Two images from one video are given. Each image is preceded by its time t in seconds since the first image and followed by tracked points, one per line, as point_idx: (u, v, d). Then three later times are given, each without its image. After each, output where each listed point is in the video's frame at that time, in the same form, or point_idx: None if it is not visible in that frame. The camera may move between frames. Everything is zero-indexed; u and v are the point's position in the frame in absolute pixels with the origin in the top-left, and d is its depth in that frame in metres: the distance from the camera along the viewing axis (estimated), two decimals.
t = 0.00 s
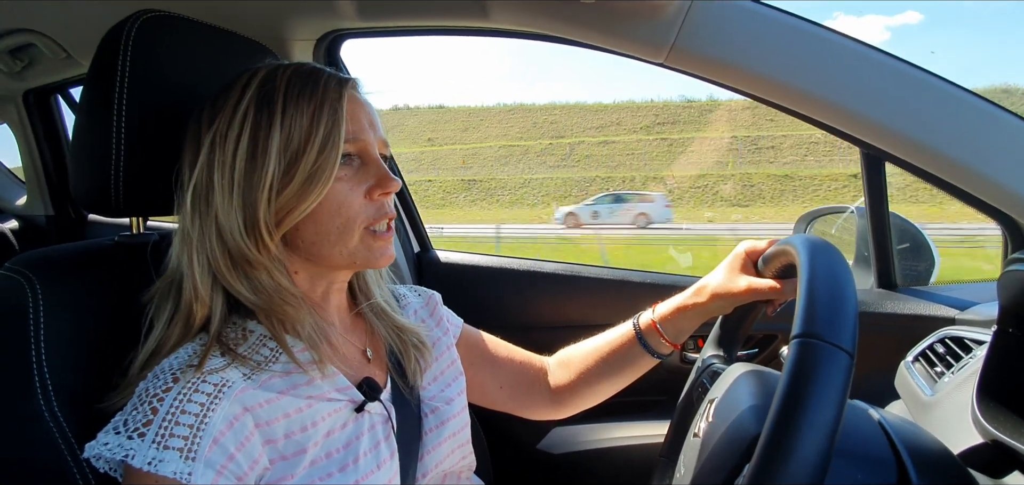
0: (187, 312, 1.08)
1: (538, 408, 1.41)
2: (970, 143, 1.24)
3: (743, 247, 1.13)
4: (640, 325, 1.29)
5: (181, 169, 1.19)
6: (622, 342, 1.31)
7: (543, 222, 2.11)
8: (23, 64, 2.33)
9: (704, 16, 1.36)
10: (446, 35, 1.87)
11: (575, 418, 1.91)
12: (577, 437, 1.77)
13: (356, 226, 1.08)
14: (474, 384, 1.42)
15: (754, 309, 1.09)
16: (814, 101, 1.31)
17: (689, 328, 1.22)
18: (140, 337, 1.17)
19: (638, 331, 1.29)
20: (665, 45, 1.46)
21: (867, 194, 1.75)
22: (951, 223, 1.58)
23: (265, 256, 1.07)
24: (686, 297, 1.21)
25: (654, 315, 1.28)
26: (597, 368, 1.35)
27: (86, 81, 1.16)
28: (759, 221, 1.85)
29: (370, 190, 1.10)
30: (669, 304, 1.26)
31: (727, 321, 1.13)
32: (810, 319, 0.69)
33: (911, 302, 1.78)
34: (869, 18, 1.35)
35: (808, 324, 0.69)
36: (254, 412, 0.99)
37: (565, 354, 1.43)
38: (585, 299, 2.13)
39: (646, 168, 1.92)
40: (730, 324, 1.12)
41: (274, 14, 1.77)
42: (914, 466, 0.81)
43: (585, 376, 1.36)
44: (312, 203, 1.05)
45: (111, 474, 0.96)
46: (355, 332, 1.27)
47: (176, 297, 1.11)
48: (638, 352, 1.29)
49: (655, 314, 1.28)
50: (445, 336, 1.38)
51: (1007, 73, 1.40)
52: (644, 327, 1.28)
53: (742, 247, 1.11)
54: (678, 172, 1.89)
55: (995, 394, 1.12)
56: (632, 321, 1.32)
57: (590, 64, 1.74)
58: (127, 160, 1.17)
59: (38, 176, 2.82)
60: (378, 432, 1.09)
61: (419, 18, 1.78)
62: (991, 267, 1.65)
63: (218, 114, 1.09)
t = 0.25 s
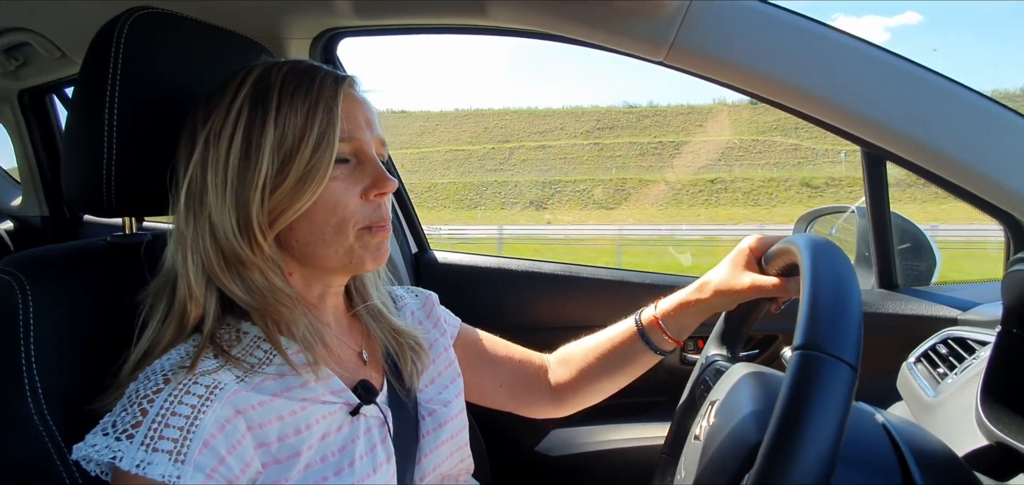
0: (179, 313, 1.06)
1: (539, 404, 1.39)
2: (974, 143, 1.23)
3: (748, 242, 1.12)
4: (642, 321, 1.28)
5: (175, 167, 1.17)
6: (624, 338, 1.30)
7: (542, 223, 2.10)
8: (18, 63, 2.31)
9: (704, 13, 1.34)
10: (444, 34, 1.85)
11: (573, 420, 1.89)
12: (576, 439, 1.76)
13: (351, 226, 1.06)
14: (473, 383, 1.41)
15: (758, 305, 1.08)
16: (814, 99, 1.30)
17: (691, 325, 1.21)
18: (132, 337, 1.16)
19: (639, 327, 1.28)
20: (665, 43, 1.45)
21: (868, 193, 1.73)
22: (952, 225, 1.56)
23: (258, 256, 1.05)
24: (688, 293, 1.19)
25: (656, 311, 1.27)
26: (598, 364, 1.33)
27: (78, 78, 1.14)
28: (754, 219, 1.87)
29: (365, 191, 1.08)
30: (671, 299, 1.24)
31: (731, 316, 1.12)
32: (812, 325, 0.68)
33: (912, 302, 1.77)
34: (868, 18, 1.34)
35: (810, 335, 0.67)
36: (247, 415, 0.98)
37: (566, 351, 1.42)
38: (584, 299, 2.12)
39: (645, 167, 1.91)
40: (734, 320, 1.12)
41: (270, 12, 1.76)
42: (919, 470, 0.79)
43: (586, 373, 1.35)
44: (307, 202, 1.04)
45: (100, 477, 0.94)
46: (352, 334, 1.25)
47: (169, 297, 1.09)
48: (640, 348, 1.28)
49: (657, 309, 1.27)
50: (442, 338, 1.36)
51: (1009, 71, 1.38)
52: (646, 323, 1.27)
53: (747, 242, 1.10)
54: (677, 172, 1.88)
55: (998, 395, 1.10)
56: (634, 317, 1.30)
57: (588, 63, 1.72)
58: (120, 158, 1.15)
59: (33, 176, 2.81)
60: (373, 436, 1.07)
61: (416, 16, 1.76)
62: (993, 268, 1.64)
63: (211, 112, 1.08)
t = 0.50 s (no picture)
0: (173, 314, 1.05)
1: (539, 403, 1.38)
2: (975, 141, 1.23)
3: (748, 241, 1.11)
4: (642, 320, 1.27)
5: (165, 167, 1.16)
6: (624, 337, 1.29)
7: (540, 222, 2.10)
8: (9, 61, 2.29)
9: (705, 11, 1.34)
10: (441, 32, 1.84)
11: (571, 420, 1.89)
12: (574, 438, 1.75)
13: (339, 233, 1.05)
14: (472, 383, 1.40)
15: (759, 304, 1.08)
16: (813, 98, 1.30)
17: (691, 325, 1.20)
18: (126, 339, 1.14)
19: (639, 326, 1.27)
20: (664, 41, 1.45)
21: (867, 192, 1.72)
22: (949, 224, 1.56)
23: (243, 263, 1.04)
24: (688, 292, 1.19)
25: (656, 310, 1.26)
26: (597, 364, 1.33)
27: (70, 76, 1.13)
28: (751, 218, 1.87)
29: (355, 197, 1.07)
30: (670, 299, 1.23)
31: (731, 316, 1.12)
32: (816, 327, 0.67)
33: (910, 302, 1.77)
34: (864, 18, 1.34)
35: (814, 335, 0.66)
36: (243, 417, 0.96)
37: (565, 350, 1.41)
38: (582, 298, 2.12)
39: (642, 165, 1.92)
40: (734, 319, 1.11)
41: (266, 9, 1.74)
42: (922, 471, 0.78)
43: (585, 372, 1.34)
44: (295, 207, 1.02)
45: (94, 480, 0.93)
46: (349, 333, 1.24)
47: (165, 296, 1.08)
48: (640, 347, 1.27)
49: (657, 309, 1.26)
50: (440, 338, 1.35)
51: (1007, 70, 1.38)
52: (645, 322, 1.26)
53: (748, 241, 1.10)
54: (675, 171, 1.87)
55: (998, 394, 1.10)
56: (634, 316, 1.30)
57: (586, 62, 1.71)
58: (112, 158, 1.14)
59: (25, 175, 2.78)
60: (372, 437, 1.07)
61: (413, 14, 1.75)
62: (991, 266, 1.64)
63: (198, 114, 1.06)
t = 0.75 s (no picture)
0: (169, 315, 1.04)
1: (537, 403, 1.38)
2: (972, 143, 1.23)
3: (747, 242, 1.11)
4: (640, 321, 1.27)
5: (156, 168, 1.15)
6: (622, 337, 1.29)
7: (537, 222, 2.09)
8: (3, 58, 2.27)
9: (702, 12, 1.34)
10: (439, 31, 1.84)
11: (569, 420, 1.89)
12: (572, 439, 1.75)
13: (337, 233, 1.04)
14: (471, 383, 1.39)
15: (757, 305, 1.08)
16: (810, 99, 1.30)
17: (690, 326, 1.20)
18: (120, 340, 1.13)
19: (637, 328, 1.27)
20: (662, 42, 1.45)
21: (864, 193, 1.73)
22: (947, 223, 1.56)
23: (238, 265, 1.03)
24: (687, 293, 1.19)
25: (654, 311, 1.26)
26: (595, 365, 1.32)
27: (64, 74, 1.12)
28: (750, 219, 1.86)
29: (352, 197, 1.05)
30: (669, 300, 1.23)
31: (729, 317, 1.12)
32: (817, 329, 0.66)
33: (907, 302, 1.78)
34: (859, 18, 1.34)
35: (815, 335, 0.66)
36: (239, 418, 0.96)
37: (563, 350, 1.40)
38: (579, 299, 2.12)
39: (642, 166, 1.90)
40: (732, 320, 1.11)
41: (263, 7, 1.74)
42: (922, 472, 0.78)
43: (583, 372, 1.34)
44: (290, 208, 1.01)
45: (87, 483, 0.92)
46: (346, 333, 1.24)
47: (158, 299, 1.07)
48: (639, 348, 1.27)
49: (655, 310, 1.26)
50: (438, 337, 1.34)
51: (1004, 72, 1.39)
52: (644, 323, 1.26)
53: (746, 242, 1.10)
54: (673, 171, 1.87)
55: (994, 395, 1.10)
56: (632, 317, 1.30)
57: (584, 62, 1.71)
58: (107, 158, 1.13)
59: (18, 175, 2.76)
60: (369, 437, 1.06)
61: (411, 13, 1.75)
62: (985, 267, 1.65)
63: (190, 114, 1.05)
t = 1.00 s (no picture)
0: (168, 319, 1.03)
1: (534, 407, 1.38)
2: (971, 142, 1.22)
3: (743, 243, 1.10)
4: (637, 323, 1.27)
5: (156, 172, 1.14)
6: (620, 340, 1.29)
7: (536, 221, 2.09)
8: None
9: (701, 12, 1.34)
10: (437, 30, 1.84)
11: (568, 420, 1.88)
12: (570, 439, 1.74)
13: (331, 231, 1.03)
14: (469, 385, 1.39)
15: (755, 306, 1.07)
16: (810, 97, 1.30)
17: (688, 327, 1.20)
18: (115, 341, 1.12)
19: (634, 329, 1.26)
20: (660, 40, 1.45)
21: (862, 193, 1.73)
22: (945, 223, 1.56)
23: (232, 267, 1.02)
24: (684, 294, 1.18)
25: (652, 313, 1.25)
26: (593, 368, 1.32)
27: (57, 73, 1.11)
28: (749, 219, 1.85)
29: (342, 193, 1.04)
30: (666, 301, 1.23)
31: (727, 318, 1.11)
32: (817, 325, 0.66)
33: (905, 301, 1.78)
34: (858, 18, 1.34)
35: (816, 331, 0.66)
36: (238, 419, 0.95)
37: (560, 354, 1.40)
38: (577, 298, 2.12)
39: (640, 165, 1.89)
40: (730, 321, 1.11)
41: (260, 6, 1.73)
42: (922, 470, 0.78)
43: (581, 375, 1.33)
44: (279, 208, 1.00)
45: None
46: (347, 335, 1.23)
47: (160, 304, 1.07)
48: (636, 350, 1.27)
49: (652, 311, 1.25)
50: (437, 338, 1.34)
51: (1003, 70, 1.39)
52: (641, 325, 1.26)
53: (743, 243, 1.09)
54: (671, 170, 1.87)
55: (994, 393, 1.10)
56: (629, 318, 1.29)
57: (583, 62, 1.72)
58: (102, 158, 1.12)
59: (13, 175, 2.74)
60: (368, 438, 1.05)
61: (409, 12, 1.74)
62: (983, 266, 1.66)
63: (179, 120, 1.05)
